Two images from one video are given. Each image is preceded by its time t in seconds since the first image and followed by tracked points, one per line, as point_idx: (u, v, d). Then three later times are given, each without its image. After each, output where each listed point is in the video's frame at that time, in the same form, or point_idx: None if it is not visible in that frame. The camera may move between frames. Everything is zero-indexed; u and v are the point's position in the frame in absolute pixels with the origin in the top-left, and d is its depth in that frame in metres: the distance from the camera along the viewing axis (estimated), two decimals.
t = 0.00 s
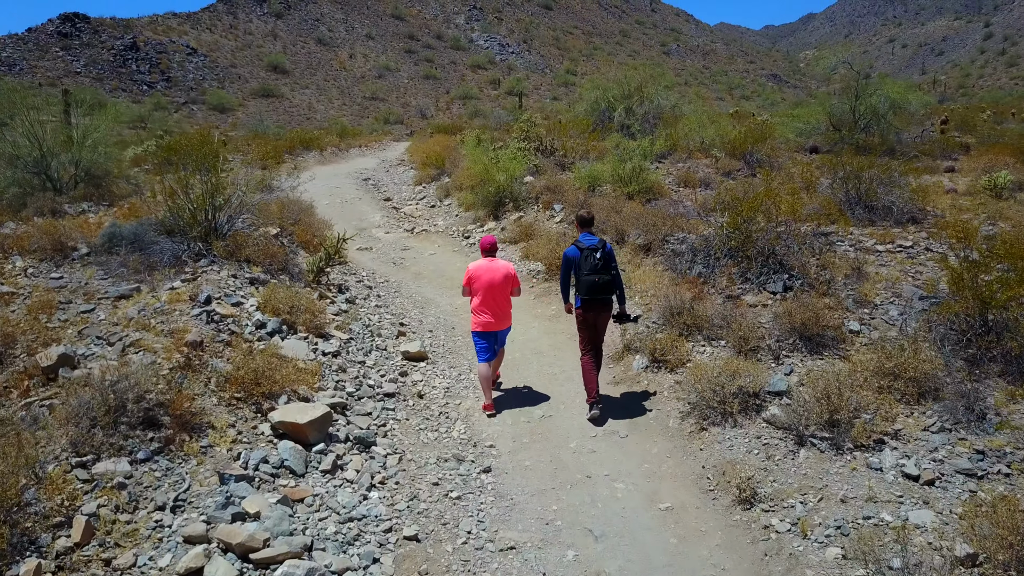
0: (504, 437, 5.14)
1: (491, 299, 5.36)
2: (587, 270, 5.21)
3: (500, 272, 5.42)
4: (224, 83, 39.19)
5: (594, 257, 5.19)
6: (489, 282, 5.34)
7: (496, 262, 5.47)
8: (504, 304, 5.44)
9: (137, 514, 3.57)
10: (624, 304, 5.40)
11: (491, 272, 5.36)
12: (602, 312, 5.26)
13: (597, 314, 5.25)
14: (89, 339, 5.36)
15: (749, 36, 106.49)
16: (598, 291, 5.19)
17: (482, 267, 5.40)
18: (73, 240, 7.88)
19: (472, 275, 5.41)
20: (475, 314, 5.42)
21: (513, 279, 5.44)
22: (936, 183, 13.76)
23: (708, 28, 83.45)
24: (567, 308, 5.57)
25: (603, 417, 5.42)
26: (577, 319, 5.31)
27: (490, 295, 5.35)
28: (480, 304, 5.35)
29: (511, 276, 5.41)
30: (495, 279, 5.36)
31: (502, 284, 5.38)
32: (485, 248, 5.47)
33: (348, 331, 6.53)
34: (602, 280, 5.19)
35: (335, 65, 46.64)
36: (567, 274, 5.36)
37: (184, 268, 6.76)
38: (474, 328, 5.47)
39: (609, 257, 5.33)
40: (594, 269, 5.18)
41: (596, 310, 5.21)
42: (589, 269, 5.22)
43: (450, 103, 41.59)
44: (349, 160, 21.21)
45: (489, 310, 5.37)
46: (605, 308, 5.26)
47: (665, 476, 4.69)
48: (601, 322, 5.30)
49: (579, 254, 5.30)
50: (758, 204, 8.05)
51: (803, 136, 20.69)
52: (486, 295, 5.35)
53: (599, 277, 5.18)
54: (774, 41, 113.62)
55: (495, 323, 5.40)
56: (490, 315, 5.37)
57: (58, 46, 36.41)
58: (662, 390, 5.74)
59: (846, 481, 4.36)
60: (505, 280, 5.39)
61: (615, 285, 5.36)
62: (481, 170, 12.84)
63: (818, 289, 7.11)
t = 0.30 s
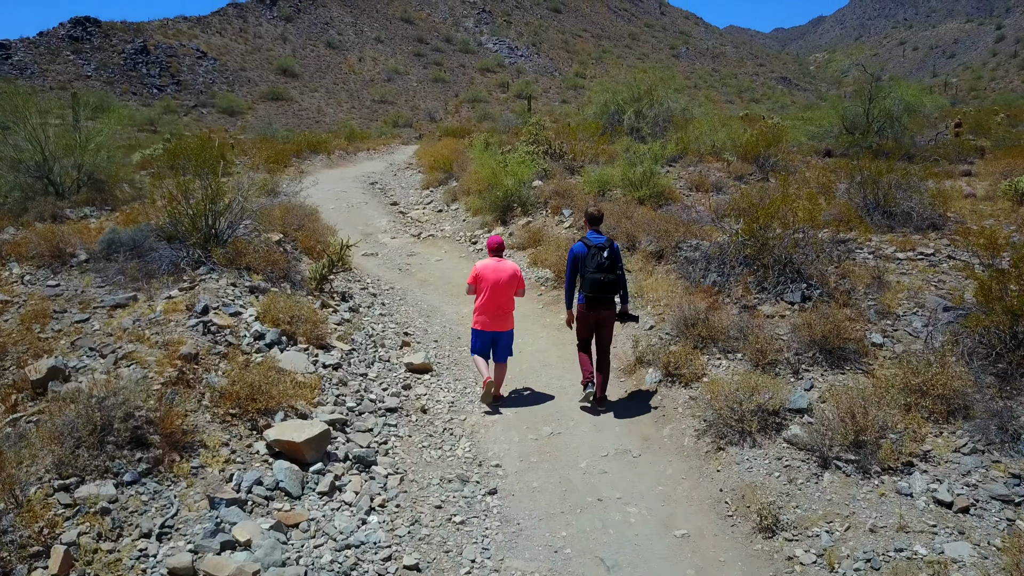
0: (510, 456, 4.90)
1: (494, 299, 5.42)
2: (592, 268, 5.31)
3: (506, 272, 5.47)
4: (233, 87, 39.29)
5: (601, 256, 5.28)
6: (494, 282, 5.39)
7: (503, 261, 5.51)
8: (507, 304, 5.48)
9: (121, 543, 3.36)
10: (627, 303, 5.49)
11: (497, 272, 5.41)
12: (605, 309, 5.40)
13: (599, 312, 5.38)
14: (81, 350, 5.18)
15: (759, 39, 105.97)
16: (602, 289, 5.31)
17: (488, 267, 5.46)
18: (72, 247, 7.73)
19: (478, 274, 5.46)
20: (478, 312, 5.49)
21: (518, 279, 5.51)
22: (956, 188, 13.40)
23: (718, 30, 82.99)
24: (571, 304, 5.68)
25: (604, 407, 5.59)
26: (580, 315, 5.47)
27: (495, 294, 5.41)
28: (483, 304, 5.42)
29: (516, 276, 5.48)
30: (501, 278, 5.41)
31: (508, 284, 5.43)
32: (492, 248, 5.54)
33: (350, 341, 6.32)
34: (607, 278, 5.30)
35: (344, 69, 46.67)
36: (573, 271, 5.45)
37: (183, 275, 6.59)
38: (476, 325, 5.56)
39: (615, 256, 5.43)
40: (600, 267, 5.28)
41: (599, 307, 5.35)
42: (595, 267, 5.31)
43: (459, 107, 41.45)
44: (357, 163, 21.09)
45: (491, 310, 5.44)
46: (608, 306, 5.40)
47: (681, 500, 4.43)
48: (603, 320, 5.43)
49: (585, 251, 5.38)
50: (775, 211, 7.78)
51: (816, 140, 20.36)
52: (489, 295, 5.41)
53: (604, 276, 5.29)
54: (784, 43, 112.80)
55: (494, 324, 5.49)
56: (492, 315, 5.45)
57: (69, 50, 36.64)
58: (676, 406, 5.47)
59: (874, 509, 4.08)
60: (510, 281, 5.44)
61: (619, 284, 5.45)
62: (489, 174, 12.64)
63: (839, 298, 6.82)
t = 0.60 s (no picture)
0: (516, 477, 4.66)
1: (493, 304, 5.46)
2: (592, 271, 5.28)
3: (504, 278, 5.50)
4: (241, 90, 39.34)
5: (600, 259, 5.25)
6: (493, 288, 5.44)
7: (501, 267, 5.53)
8: (507, 309, 5.52)
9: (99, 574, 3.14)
10: (627, 306, 5.42)
11: (495, 278, 5.45)
12: (605, 313, 5.37)
13: (600, 315, 5.36)
14: (71, 362, 4.99)
15: (768, 41, 105.43)
16: (601, 292, 5.29)
17: (486, 273, 5.51)
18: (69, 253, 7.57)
19: (477, 280, 5.52)
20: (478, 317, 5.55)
21: (517, 284, 5.53)
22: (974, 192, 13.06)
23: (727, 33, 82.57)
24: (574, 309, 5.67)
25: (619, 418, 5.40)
26: (580, 319, 5.45)
27: (493, 299, 5.46)
28: (483, 309, 5.47)
29: (515, 282, 5.51)
30: (499, 285, 5.45)
31: (506, 289, 5.47)
32: (489, 255, 5.53)
33: (350, 352, 6.09)
34: (606, 281, 5.27)
35: (352, 72, 46.67)
36: (574, 276, 5.44)
37: (179, 283, 6.40)
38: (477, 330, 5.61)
39: (616, 259, 5.39)
40: (599, 271, 5.25)
41: (599, 311, 5.32)
42: (595, 270, 5.29)
43: (466, 109, 41.30)
44: (364, 167, 20.95)
45: (491, 315, 5.48)
46: (609, 309, 5.37)
47: (697, 526, 4.17)
48: (604, 323, 5.39)
49: (585, 255, 5.37)
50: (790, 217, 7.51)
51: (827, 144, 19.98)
52: (489, 300, 5.46)
53: (603, 279, 5.27)
54: (793, 45, 112.13)
55: (494, 329, 5.51)
56: (492, 320, 5.49)
57: (78, 53, 36.81)
58: (690, 423, 5.20)
59: (905, 540, 3.80)
60: (508, 286, 5.48)
61: (620, 287, 5.42)
62: (495, 178, 12.43)
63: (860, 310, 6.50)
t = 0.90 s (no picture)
0: (522, 497, 4.43)
1: (491, 301, 5.53)
2: (593, 269, 5.25)
3: (500, 276, 5.58)
4: (248, 92, 39.34)
5: (601, 256, 5.23)
6: (488, 285, 5.51)
7: (497, 265, 5.63)
8: (504, 307, 5.60)
9: None
10: (629, 302, 5.45)
11: (490, 276, 5.53)
12: (608, 310, 5.31)
13: (602, 313, 5.31)
14: (59, 373, 4.80)
15: (775, 43, 105.00)
16: (604, 289, 5.23)
17: (482, 272, 5.58)
18: (65, 258, 7.40)
19: (472, 279, 5.57)
20: (475, 316, 5.60)
21: (513, 281, 5.60)
22: (991, 195, 12.74)
23: (734, 35, 82.18)
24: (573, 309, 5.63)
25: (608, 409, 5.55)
26: (583, 317, 5.38)
27: (490, 297, 5.52)
28: (481, 307, 5.54)
29: (510, 279, 5.58)
30: (494, 282, 5.52)
31: (502, 287, 5.54)
32: (485, 253, 5.67)
33: (350, 363, 5.88)
34: (608, 278, 5.23)
35: (358, 74, 46.66)
36: (574, 274, 5.39)
37: (175, 290, 6.22)
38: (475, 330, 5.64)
39: (617, 256, 5.38)
40: (601, 267, 5.22)
41: (601, 308, 5.27)
42: (596, 267, 5.26)
43: (473, 111, 41.16)
44: (369, 169, 20.81)
45: (489, 313, 5.54)
46: (611, 307, 5.31)
47: (712, 553, 3.91)
48: (606, 321, 5.34)
49: (585, 253, 5.34)
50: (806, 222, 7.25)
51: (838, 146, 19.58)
52: (486, 298, 5.52)
53: (605, 276, 5.22)
54: (801, 46, 111.46)
55: (494, 326, 5.56)
56: (491, 318, 5.54)
57: (86, 55, 36.88)
58: (704, 440, 4.95)
59: (938, 571, 3.53)
60: (504, 283, 5.55)
61: (622, 284, 5.37)
62: (501, 181, 12.23)
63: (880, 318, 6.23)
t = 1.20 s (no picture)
0: (529, 517, 4.20)
1: (498, 304, 5.39)
2: (598, 268, 5.27)
3: (508, 277, 5.47)
4: (256, 91, 39.34)
5: (606, 255, 5.25)
6: (497, 287, 5.38)
7: (506, 267, 5.52)
8: (511, 308, 5.47)
9: None
10: (633, 302, 5.58)
11: (499, 277, 5.40)
12: (612, 310, 5.30)
13: (607, 312, 5.28)
14: (50, 382, 4.63)
15: (785, 42, 104.20)
16: (609, 288, 5.22)
17: (490, 273, 5.46)
18: (62, 260, 7.26)
19: (481, 280, 5.45)
20: (482, 319, 5.46)
21: (521, 285, 5.50)
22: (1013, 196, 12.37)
23: (744, 34, 81.55)
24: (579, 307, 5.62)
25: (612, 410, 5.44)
26: (587, 316, 5.37)
27: (499, 299, 5.40)
28: (488, 310, 5.40)
29: (518, 282, 5.48)
30: (503, 284, 5.40)
31: (510, 290, 5.43)
32: (494, 254, 5.55)
33: (351, 371, 5.68)
34: (613, 277, 5.23)
35: (366, 73, 46.60)
36: (579, 272, 5.41)
37: (172, 295, 6.04)
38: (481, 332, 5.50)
39: (622, 256, 5.39)
40: (606, 266, 5.24)
41: (606, 307, 5.25)
42: (601, 267, 5.28)
43: (481, 111, 40.96)
44: (376, 169, 20.66)
45: (496, 315, 5.41)
46: (616, 306, 5.31)
47: None
48: (612, 321, 5.32)
49: (590, 252, 5.37)
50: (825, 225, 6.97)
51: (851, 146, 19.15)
52: (494, 300, 5.39)
53: (610, 275, 5.23)
54: (811, 46, 110.46)
55: (500, 328, 5.44)
56: (497, 320, 5.40)
57: (95, 55, 36.99)
58: (720, 456, 4.68)
59: None
60: (513, 286, 5.44)
61: (626, 284, 5.40)
62: (508, 181, 12.01)
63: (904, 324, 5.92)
